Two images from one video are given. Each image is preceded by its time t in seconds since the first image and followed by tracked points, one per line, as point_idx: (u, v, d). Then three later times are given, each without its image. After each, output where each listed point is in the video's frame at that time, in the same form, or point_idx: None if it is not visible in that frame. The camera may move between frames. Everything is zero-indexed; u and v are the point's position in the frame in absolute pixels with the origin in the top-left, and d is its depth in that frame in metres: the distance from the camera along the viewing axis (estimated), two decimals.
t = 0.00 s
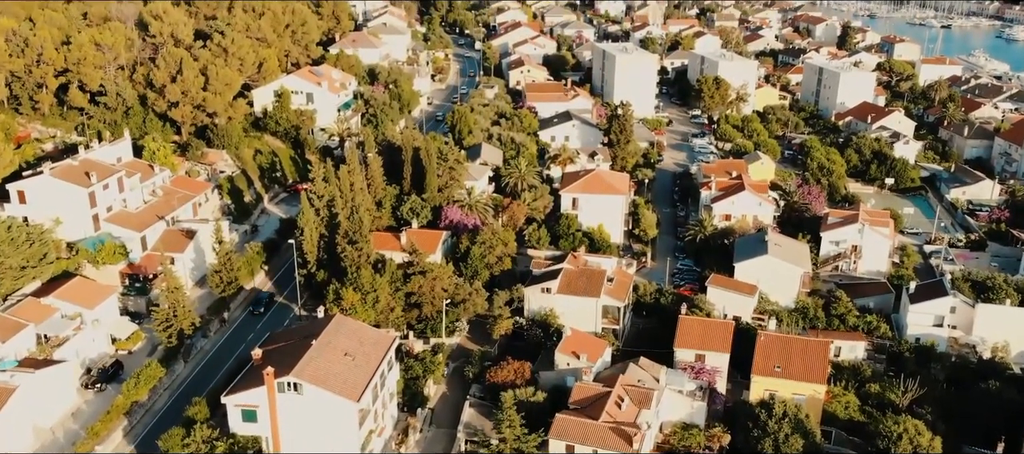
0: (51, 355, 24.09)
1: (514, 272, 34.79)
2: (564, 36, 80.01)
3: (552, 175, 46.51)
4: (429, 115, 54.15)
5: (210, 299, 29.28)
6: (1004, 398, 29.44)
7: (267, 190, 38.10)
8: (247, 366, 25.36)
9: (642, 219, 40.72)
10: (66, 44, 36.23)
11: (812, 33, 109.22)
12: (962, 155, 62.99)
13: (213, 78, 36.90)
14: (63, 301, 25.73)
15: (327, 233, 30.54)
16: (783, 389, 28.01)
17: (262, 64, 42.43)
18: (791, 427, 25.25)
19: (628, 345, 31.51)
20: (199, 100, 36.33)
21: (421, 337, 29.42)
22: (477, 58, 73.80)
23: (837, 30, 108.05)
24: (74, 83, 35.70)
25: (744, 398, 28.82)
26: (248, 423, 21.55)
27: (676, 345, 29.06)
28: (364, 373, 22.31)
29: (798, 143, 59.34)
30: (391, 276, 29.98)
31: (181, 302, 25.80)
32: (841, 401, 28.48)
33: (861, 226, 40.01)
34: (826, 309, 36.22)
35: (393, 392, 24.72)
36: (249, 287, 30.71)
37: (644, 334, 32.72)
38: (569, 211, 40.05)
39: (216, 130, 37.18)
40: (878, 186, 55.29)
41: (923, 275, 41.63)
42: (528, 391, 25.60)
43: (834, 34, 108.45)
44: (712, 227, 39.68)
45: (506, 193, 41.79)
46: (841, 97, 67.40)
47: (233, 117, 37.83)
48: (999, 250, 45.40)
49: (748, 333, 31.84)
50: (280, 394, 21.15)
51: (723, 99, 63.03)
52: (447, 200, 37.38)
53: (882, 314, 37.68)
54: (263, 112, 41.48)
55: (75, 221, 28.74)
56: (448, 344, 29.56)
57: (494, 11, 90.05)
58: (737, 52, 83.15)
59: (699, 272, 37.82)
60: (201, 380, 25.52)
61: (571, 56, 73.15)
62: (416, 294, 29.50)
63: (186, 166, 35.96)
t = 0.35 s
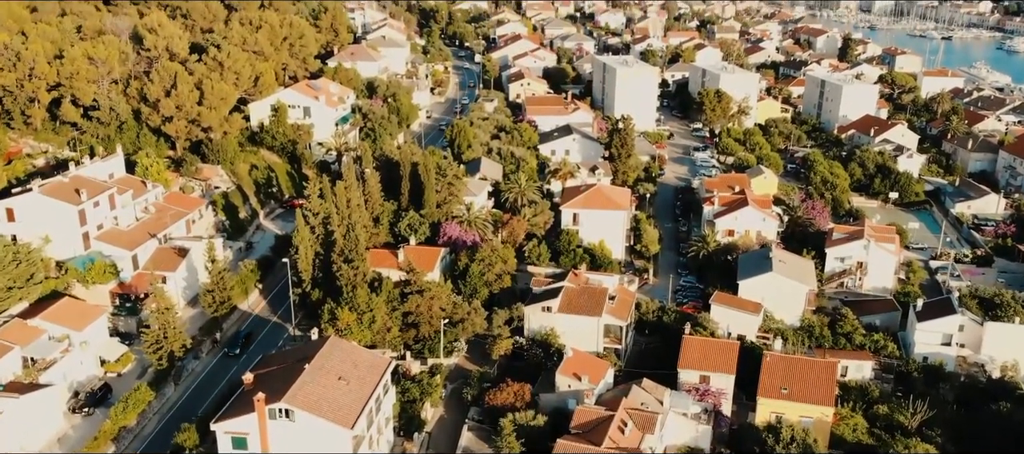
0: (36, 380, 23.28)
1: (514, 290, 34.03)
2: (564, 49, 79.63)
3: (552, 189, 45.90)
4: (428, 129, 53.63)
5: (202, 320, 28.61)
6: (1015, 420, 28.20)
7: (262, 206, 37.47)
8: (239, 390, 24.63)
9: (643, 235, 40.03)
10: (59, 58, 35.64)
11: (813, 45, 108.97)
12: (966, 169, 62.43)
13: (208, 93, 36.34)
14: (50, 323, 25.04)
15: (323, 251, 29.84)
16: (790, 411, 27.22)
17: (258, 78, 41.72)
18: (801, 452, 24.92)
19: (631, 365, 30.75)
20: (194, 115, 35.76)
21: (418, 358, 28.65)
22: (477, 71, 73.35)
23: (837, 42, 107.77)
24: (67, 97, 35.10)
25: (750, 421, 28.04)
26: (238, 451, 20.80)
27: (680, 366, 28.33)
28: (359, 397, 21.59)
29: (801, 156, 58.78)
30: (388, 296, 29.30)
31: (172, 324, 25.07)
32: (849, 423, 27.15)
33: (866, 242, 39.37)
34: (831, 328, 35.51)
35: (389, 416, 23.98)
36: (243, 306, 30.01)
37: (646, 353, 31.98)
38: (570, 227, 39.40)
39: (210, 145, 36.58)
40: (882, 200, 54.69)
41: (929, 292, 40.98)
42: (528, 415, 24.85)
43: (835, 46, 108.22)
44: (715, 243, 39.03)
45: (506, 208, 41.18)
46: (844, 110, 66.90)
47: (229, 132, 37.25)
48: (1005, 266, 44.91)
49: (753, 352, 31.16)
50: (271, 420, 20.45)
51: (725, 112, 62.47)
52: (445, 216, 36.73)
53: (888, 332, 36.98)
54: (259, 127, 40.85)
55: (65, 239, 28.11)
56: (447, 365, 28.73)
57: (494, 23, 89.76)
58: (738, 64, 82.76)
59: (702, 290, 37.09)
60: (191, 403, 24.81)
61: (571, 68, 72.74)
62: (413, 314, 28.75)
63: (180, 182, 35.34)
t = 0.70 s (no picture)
0: (21, 404, 22.70)
1: (514, 309, 33.29)
2: (564, 61, 79.24)
3: (552, 204, 45.27)
4: (427, 142, 53.07)
5: (193, 340, 27.87)
6: None
7: (258, 222, 36.81)
8: (230, 414, 23.85)
9: (646, 251, 39.53)
10: (52, 71, 35.07)
11: (813, 57, 108.65)
12: (971, 182, 61.81)
13: (202, 107, 35.75)
14: (36, 345, 24.29)
15: (318, 269, 28.97)
16: (797, 435, 26.53)
17: (254, 91, 41.04)
18: None
19: (634, 387, 30.00)
20: (188, 129, 35.15)
21: (415, 379, 27.68)
22: (476, 84, 72.88)
23: (838, 54, 107.43)
24: (59, 112, 34.50)
25: (757, 444, 27.38)
26: None
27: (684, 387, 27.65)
28: (353, 424, 20.86)
29: (804, 170, 58.17)
30: (384, 316, 28.62)
31: (161, 345, 24.35)
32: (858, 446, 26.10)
33: (872, 258, 38.69)
34: (838, 347, 34.73)
35: (384, 441, 23.23)
36: (236, 326, 29.32)
37: (649, 373, 31.24)
38: (571, 243, 38.74)
39: (205, 160, 35.93)
40: (886, 214, 54.06)
41: (936, 309, 40.26)
42: (528, 439, 24.17)
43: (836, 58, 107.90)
44: (718, 259, 38.35)
45: (506, 224, 40.52)
46: (846, 122, 66.35)
47: (223, 146, 36.59)
48: (1013, 282, 44.21)
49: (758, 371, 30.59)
50: (261, 449, 19.75)
51: (727, 125, 61.92)
52: (444, 232, 36.06)
53: (895, 350, 36.22)
54: (255, 141, 40.21)
55: (54, 258, 27.48)
56: (444, 387, 27.76)
57: (494, 35, 89.44)
58: (739, 77, 82.31)
59: (706, 308, 36.40)
60: (181, 428, 24.00)
61: (571, 81, 72.30)
62: (410, 335, 28.02)
63: (174, 198, 34.73)
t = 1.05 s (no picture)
0: (6, 429, 21.77)
1: (513, 328, 32.57)
2: (564, 73, 78.84)
3: (553, 219, 44.63)
4: (425, 156, 52.49)
5: (184, 362, 27.21)
6: None
7: (253, 238, 36.14)
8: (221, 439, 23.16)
9: (649, 266, 38.63)
10: (44, 85, 34.49)
11: (814, 69, 108.29)
12: (975, 196, 61.21)
13: (197, 121, 35.18)
14: (22, 367, 23.52)
15: (313, 287, 28.28)
16: None
17: (250, 105, 40.47)
18: None
19: (636, 408, 29.27)
20: (182, 144, 34.57)
21: (412, 401, 26.94)
22: (476, 96, 72.43)
23: (839, 66, 107.09)
24: (51, 126, 33.93)
25: None
26: None
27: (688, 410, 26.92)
28: (347, 451, 20.12)
29: (807, 183, 57.56)
30: (380, 336, 27.71)
31: (151, 367, 23.67)
32: None
33: (878, 275, 38.03)
34: (845, 366, 33.92)
35: None
36: (229, 346, 28.63)
37: (652, 394, 30.49)
38: (571, 259, 38.08)
39: (199, 175, 35.32)
40: (891, 228, 53.41)
41: (944, 326, 39.51)
42: None
43: (837, 70, 107.56)
44: (722, 275, 37.63)
45: (506, 239, 39.85)
46: (849, 135, 65.82)
47: (218, 161, 35.97)
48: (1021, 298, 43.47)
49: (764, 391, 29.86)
50: None
51: (728, 139, 61.37)
52: (443, 248, 35.36)
53: (902, 369, 35.40)
54: (251, 156, 39.58)
55: (43, 277, 26.84)
56: (442, 408, 26.92)
57: (493, 47, 89.12)
58: (740, 89, 81.89)
59: (710, 325, 35.54)
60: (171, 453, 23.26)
61: (571, 93, 71.84)
62: (407, 355, 27.12)
63: (167, 214, 34.07)
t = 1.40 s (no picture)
0: None
1: (513, 347, 31.84)
2: (564, 85, 78.37)
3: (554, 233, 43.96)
4: (424, 170, 51.92)
5: (175, 383, 26.46)
6: None
7: (247, 253, 35.38)
8: None
9: (650, 283, 37.98)
10: (35, 99, 33.96)
11: (816, 80, 107.92)
12: (979, 209, 60.55)
13: (191, 136, 34.56)
14: (6, 390, 22.80)
15: (307, 307, 27.57)
16: None
17: (246, 119, 39.85)
18: None
19: (639, 430, 28.49)
20: (176, 159, 33.98)
21: (409, 423, 26.17)
22: (476, 109, 71.95)
23: (840, 77, 106.64)
24: (42, 141, 33.36)
25: None
26: None
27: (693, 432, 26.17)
28: None
29: (810, 197, 56.89)
30: (375, 357, 26.89)
31: (139, 390, 22.91)
32: None
33: (884, 291, 37.30)
34: (851, 385, 33.08)
35: None
36: (221, 366, 27.91)
37: (656, 414, 29.70)
38: (572, 274, 37.37)
39: (193, 190, 34.68)
40: (895, 242, 52.75)
41: (951, 343, 38.77)
42: None
43: (838, 81, 107.21)
44: (725, 291, 36.92)
45: (505, 255, 39.17)
46: (851, 148, 65.23)
47: (213, 176, 35.34)
48: None
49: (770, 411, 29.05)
50: None
51: (730, 152, 60.83)
52: (441, 264, 34.62)
53: (910, 387, 34.64)
54: (247, 170, 38.94)
55: (30, 298, 26.21)
56: (439, 431, 26.27)
57: (493, 59, 88.71)
58: (741, 101, 81.42)
59: (713, 343, 34.80)
60: None
61: (572, 106, 71.40)
62: (404, 375, 26.31)
63: (160, 230, 33.41)
